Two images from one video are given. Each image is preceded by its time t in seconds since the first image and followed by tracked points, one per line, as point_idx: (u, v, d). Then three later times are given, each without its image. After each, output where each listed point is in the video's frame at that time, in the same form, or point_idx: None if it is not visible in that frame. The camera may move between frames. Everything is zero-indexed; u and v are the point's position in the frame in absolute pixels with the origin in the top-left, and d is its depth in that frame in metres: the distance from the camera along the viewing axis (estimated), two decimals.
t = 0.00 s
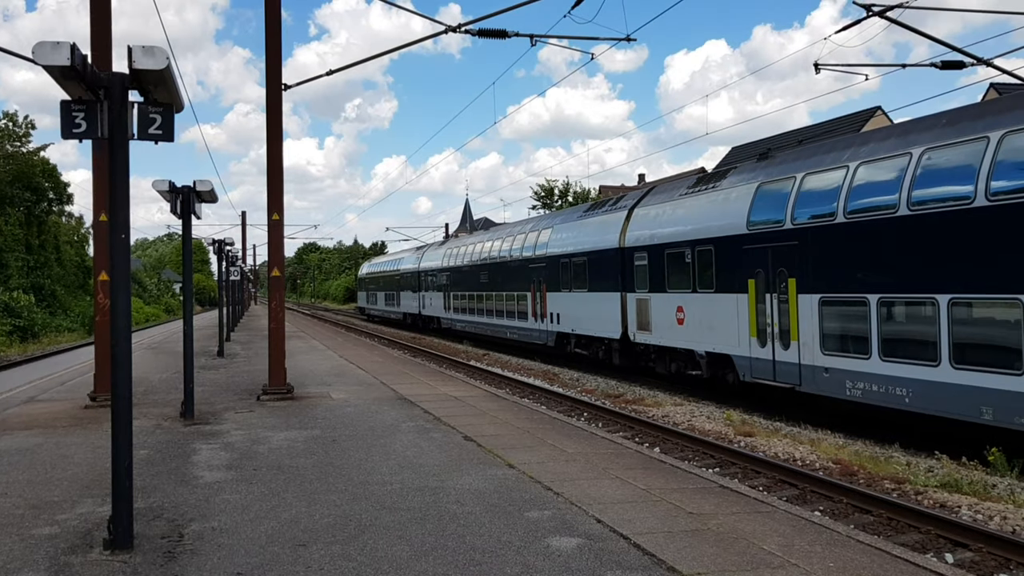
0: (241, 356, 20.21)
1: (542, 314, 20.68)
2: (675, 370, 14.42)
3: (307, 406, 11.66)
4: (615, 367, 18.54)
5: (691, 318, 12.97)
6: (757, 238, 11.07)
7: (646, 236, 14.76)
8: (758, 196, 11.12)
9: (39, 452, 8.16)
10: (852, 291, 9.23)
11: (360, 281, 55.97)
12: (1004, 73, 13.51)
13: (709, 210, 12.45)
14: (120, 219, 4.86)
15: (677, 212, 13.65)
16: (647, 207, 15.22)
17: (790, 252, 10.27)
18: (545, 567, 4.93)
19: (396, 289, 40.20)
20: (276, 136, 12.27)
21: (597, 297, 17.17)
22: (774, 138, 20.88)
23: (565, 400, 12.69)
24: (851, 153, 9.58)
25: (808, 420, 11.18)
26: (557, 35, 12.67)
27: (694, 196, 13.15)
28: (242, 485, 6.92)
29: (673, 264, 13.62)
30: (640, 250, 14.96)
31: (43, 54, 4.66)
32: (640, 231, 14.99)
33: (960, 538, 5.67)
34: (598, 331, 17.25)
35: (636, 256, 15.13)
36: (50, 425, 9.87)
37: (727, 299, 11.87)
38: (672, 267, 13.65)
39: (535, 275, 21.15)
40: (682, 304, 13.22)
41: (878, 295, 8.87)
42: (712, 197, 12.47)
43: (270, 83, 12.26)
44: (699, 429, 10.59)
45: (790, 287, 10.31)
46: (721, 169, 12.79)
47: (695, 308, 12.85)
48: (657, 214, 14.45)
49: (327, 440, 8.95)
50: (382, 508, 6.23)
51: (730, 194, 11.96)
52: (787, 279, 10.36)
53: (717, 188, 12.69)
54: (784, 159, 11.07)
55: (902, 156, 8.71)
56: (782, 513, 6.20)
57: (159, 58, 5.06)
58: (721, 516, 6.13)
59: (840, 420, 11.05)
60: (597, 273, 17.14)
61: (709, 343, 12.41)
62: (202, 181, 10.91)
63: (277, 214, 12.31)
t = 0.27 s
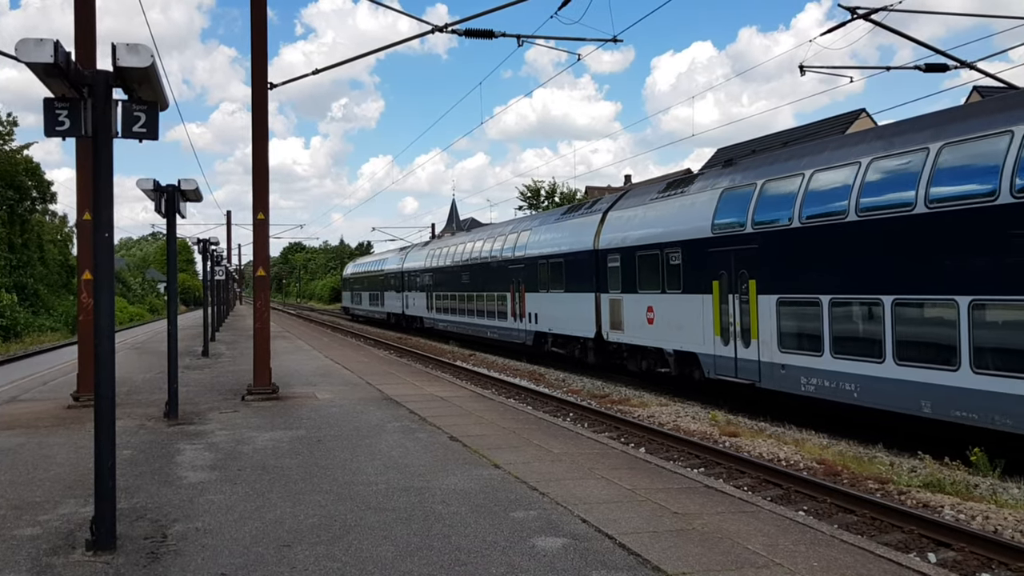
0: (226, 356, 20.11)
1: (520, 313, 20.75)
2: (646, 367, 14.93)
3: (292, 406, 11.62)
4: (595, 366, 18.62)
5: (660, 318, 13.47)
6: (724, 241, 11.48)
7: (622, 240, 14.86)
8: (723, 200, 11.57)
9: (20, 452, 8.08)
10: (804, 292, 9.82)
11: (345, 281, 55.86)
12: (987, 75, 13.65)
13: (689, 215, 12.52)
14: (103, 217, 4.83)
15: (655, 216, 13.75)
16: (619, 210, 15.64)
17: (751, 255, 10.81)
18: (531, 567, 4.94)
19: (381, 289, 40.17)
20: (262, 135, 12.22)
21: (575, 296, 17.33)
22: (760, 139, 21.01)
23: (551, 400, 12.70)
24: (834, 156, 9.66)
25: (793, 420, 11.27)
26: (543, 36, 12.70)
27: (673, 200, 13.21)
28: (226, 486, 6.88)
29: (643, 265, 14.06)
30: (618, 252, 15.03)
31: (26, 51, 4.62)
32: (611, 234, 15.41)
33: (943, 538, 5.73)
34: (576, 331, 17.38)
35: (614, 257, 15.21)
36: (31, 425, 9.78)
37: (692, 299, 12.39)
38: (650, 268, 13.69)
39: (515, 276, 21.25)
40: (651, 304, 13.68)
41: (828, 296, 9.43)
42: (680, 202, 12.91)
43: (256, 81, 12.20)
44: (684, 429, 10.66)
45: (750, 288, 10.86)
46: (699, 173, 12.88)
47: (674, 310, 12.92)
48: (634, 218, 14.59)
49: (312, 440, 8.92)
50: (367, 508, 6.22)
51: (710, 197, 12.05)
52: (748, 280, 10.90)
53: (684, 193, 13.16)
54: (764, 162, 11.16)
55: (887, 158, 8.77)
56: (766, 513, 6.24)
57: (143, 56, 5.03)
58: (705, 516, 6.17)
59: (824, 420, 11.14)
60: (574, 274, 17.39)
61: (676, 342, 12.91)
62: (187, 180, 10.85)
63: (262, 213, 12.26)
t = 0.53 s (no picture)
0: (213, 357, 20.00)
1: (501, 314, 20.85)
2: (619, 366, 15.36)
3: (280, 407, 11.58)
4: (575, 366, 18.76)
5: (631, 318, 13.94)
6: (692, 243, 11.91)
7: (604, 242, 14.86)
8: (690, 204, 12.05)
9: (5, 455, 8.02)
10: (763, 293, 10.33)
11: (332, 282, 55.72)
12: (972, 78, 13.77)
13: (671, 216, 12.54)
14: (89, 218, 4.80)
15: (638, 218, 13.76)
16: (593, 213, 16.09)
17: (715, 257, 11.30)
18: (520, 567, 4.95)
19: (367, 290, 40.12)
20: (250, 136, 12.18)
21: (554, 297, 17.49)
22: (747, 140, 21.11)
23: (540, 402, 12.71)
24: (821, 157, 9.73)
25: (780, 420, 11.33)
26: (532, 37, 12.72)
27: (657, 202, 13.23)
28: (214, 487, 6.85)
29: (615, 266, 14.49)
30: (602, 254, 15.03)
31: (11, 51, 4.59)
32: (586, 235, 15.83)
33: (930, 537, 5.78)
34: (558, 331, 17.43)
35: (597, 258, 15.23)
36: (16, 427, 9.70)
37: (660, 299, 12.88)
38: (634, 270, 13.68)
39: (496, 277, 21.35)
40: (623, 305, 14.11)
41: (786, 296, 9.94)
42: (651, 206, 13.36)
43: (243, 81, 12.15)
44: (673, 429, 10.70)
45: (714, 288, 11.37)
46: (683, 174, 12.91)
47: (659, 310, 12.94)
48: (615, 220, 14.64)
49: (300, 442, 8.89)
50: (356, 509, 6.21)
51: (694, 199, 12.09)
52: (713, 281, 11.38)
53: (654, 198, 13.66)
54: (749, 163, 11.20)
55: (874, 159, 8.82)
56: (754, 513, 6.28)
57: (130, 56, 5.01)
58: (694, 516, 6.20)
59: (811, 420, 11.21)
60: (551, 275, 17.65)
61: (647, 341, 13.37)
62: (174, 181, 10.79)
63: (250, 214, 12.21)
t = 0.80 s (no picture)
0: (214, 358, 20.00)
1: (494, 313, 21.14)
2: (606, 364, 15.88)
3: (281, 408, 11.58)
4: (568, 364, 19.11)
5: (616, 317, 14.49)
6: (673, 245, 12.42)
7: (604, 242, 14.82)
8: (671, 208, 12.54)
9: (6, 456, 8.01)
10: (736, 293, 10.89)
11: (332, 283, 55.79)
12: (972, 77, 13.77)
13: (673, 217, 12.51)
14: (90, 219, 4.79)
15: (638, 218, 13.74)
16: (582, 216, 16.60)
17: (693, 259, 11.86)
18: (520, 568, 4.95)
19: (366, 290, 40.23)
20: (250, 137, 12.18)
21: (545, 296, 17.92)
22: (747, 140, 21.10)
23: (540, 402, 12.69)
24: (822, 156, 9.71)
25: (781, 420, 11.33)
26: (532, 37, 12.72)
27: (658, 202, 13.20)
28: (215, 489, 6.85)
29: (602, 267, 15.02)
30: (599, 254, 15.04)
31: (12, 53, 4.60)
32: (575, 237, 16.28)
33: (931, 537, 5.78)
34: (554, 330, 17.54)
35: (596, 258, 15.21)
36: (17, 428, 9.70)
37: (643, 298, 13.45)
38: (634, 270, 13.64)
39: (488, 277, 21.59)
40: (609, 305, 14.66)
41: (757, 296, 10.51)
42: (635, 209, 13.89)
43: (243, 82, 12.15)
44: (673, 429, 10.71)
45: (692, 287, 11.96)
46: (682, 174, 12.90)
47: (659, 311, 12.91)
48: (614, 222, 14.65)
49: (301, 443, 8.89)
50: (357, 510, 6.20)
51: (694, 199, 12.07)
52: (691, 282, 11.96)
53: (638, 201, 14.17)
54: (750, 163, 11.19)
55: (877, 158, 8.79)
56: (755, 513, 6.27)
57: (130, 57, 5.01)
58: (695, 516, 6.19)
59: (812, 420, 11.22)
60: (541, 275, 18.07)
61: (631, 339, 13.91)
62: (174, 182, 10.80)
63: (250, 215, 12.21)
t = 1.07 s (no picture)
0: (214, 359, 19.99)
1: (487, 313, 21.44)
2: (592, 362, 16.35)
3: (281, 409, 11.59)
4: (556, 361, 19.48)
5: (601, 317, 14.97)
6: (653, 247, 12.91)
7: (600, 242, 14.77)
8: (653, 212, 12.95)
9: (7, 458, 8.02)
10: (711, 293, 11.37)
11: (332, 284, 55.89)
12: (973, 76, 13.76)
13: (670, 217, 12.48)
14: (89, 221, 4.79)
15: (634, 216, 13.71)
16: (569, 218, 17.08)
17: (671, 261, 12.35)
18: (521, 569, 4.95)
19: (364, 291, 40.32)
20: (251, 138, 12.18)
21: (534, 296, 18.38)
22: (747, 141, 21.10)
23: (541, 403, 12.69)
24: (822, 157, 9.70)
25: (782, 421, 11.33)
26: (532, 38, 12.72)
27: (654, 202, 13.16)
28: (216, 490, 6.84)
29: (587, 269, 15.49)
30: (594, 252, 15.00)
31: (11, 55, 4.60)
32: (562, 241, 16.71)
33: (931, 537, 5.77)
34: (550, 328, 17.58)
35: (592, 257, 15.18)
36: (18, 430, 9.70)
37: (625, 298, 13.97)
38: (632, 269, 13.61)
39: (482, 278, 21.83)
40: (594, 305, 15.12)
41: (729, 296, 10.99)
42: (618, 213, 14.37)
43: (243, 83, 12.16)
44: (674, 430, 10.71)
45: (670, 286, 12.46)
46: (680, 175, 12.88)
47: (658, 311, 12.88)
48: (610, 221, 14.65)
49: (302, 444, 8.89)
50: (358, 511, 6.20)
51: (692, 199, 12.05)
52: (670, 282, 12.45)
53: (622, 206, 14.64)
54: (750, 164, 11.18)
55: (878, 158, 8.77)
56: (756, 514, 6.27)
57: (130, 59, 5.01)
58: (696, 517, 6.18)
59: (813, 421, 11.20)
60: (529, 277, 18.56)
61: (615, 337, 14.40)
62: (174, 183, 10.79)
63: (250, 216, 12.21)
